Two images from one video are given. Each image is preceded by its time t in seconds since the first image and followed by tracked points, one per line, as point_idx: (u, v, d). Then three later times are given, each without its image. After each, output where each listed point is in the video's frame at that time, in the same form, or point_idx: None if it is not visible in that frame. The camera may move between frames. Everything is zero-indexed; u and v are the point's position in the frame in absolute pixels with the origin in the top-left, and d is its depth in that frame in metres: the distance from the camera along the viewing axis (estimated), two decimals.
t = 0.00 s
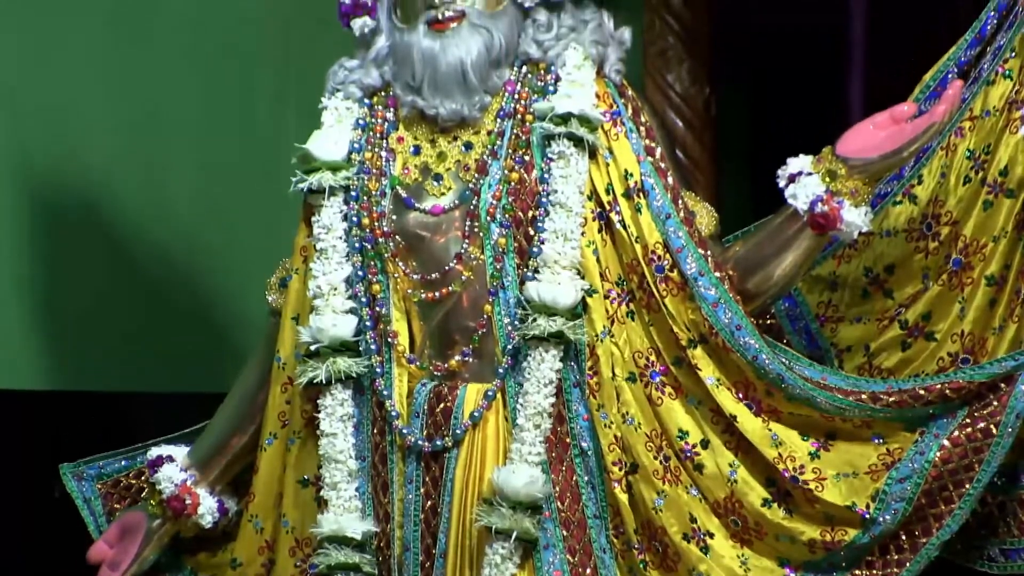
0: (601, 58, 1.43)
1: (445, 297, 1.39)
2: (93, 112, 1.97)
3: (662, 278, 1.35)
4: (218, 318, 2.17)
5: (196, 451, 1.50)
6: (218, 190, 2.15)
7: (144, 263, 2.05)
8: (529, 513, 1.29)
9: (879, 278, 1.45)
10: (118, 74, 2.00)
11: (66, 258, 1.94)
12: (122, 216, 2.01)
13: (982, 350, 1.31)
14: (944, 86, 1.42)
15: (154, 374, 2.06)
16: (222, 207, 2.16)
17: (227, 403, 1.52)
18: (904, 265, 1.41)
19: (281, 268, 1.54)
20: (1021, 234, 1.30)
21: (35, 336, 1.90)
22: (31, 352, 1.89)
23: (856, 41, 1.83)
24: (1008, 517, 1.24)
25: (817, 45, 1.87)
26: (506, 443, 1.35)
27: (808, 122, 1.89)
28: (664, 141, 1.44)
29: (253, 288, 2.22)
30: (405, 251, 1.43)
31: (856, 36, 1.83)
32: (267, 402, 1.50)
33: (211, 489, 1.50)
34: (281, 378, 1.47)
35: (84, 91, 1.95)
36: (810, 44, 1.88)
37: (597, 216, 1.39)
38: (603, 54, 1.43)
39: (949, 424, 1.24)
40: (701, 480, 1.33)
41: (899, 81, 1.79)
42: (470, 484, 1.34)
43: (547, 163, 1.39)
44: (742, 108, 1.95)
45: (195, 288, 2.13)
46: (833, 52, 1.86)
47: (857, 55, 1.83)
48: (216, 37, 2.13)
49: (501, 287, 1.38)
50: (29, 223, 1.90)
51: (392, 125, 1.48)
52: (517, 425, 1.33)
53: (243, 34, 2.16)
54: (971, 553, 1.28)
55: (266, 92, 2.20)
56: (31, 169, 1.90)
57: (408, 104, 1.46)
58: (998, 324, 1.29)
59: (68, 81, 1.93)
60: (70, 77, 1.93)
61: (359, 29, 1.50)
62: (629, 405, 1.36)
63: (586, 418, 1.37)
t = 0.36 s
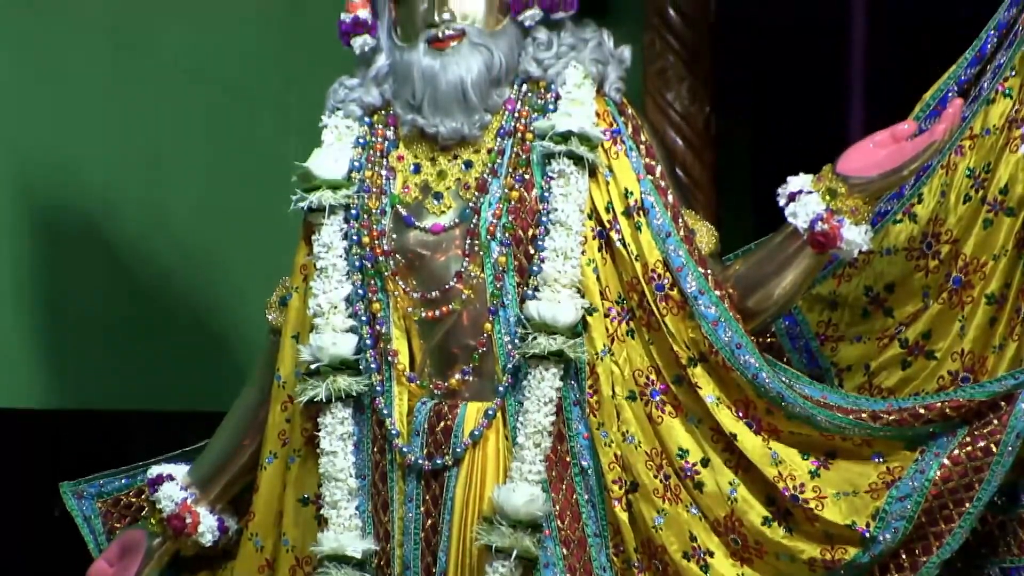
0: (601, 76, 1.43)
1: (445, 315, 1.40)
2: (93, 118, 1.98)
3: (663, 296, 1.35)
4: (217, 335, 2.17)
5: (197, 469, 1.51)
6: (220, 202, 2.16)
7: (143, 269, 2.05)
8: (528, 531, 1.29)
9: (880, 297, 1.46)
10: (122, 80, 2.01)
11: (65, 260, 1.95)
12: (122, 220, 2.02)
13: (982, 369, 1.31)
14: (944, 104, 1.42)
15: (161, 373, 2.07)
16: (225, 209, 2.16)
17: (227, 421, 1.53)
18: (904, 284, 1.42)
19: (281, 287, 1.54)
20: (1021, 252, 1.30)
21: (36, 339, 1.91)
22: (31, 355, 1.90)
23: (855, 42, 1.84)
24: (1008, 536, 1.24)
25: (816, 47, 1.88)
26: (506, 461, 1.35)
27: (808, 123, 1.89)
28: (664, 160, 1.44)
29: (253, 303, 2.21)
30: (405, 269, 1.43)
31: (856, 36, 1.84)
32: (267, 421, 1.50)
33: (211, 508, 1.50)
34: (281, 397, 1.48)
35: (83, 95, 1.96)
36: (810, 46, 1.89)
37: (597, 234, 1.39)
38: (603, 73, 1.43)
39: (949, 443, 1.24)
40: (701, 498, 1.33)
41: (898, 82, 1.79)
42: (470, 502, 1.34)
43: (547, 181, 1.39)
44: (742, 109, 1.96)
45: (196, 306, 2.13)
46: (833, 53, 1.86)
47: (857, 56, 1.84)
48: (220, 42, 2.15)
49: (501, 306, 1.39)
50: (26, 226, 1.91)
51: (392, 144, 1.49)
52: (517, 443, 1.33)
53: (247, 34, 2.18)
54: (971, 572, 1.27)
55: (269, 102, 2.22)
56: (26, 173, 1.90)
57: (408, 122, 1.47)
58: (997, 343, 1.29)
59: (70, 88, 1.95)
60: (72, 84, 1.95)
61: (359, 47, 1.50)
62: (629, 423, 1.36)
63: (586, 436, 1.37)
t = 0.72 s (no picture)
0: (601, 95, 1.45)
1: (445, 334, 1.40)
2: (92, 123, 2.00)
3: (662, 315, 1.35)
4: (216, 355, 2.15)
5: (196, 488, 1.51)
6: (217, 206, 2.14)
7: (142, 272, 2.06)
8: (528, 550, 1.30)
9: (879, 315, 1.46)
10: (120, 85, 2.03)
11: (64, 262, 1.97)
12: (121, 222, 2.03)
13: (981, 389, 1.31)
14: (944, 123, 1.43)
15: (162, 375, 2.08)
16: (225, 208, 2.15)
17: (228, 439, 1.53)
18: (903, 303, 1.42)
19: (281, 306, 1.55)
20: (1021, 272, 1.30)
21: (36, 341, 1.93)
22: (30, 356, 1.92)
23: (855, 41, 1.86)
24: (1008, 555, 1.24)
25: (816, 47, 1.91)
26: (506, 480, 1.35)
27: (808, 123, 1.91)
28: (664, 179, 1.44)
29: (253, 321, 2.20)
30: (405, 288, 1.43)
31: (855, 36, 1.86)
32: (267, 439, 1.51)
33: (210, 527, 1.50)
34: (281, 416, 1.48)
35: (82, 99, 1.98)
36: (810, 46, 1.91)
37: (597, 253, 1.39)
38: (603, 92, 1.45)
39: (949, 462, 1.24)
40: (701, 517, 1.33)
41: (898, 82, 1.80)
42: (470, 520, 1.34)
43: (547, 201, 1.40)
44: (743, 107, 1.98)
45: (195, 324, 2.13)
46: (833, 53, 1.89)
47: (857, 56, 1.86)
48: (222, 47, 2.14)
49: (501, 325, 1.39)
50: (25, 227, 1.93)
51: (392, 163, 1.49)
52: (517, 462, 1.33)
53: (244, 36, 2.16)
54: None
55: (268, 105, 2.20)
56: (25, 181, 1.92)
57: (408, 142, 1.47)
58: (996, 362, 1.30)
59: (69, 98, 1.97)
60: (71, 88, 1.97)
61: (359, 66, 1.51)
62: (629, 442, 1.36)
63: (586, 455, 1.37)
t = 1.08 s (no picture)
0: (601, 112, 1.45)
1: (445, 351, 1.41)
2: (96, 123, 2.00)
3: (662, 332, 1.36)
4: (217, 372, 2.16)
5: (196, 505, 1.52)
6: (217, 218, 2.15)
7: (144, 286, 2.06)
8: (528, 567, 1.30)
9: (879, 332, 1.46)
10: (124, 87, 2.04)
11: (65, 268, 1.97)
12: (123, 224, 2.04)
13: (981, 406, 1.31)
14: (944, 141, 1.43)
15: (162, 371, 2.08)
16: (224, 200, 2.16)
17: (228, 456, 1.53)
18: (903, 319, 1.42)
19: (281, 323, 1.55)
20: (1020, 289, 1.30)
21: (35, 339, 1.93)
22: (30, 377, 1.91)
23: (855, 40, 1.87)
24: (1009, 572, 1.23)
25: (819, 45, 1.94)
26: (505, 497, 1.35)
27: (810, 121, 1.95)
28: (664, 197, 1.45)
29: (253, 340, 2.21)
30: (404, 305, 1.43)
31: (856, 32, 1.87)
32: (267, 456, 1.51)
33: (210, 544, 1.51)
34: (281, 433, 1.48)
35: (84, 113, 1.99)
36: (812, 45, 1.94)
37: (597, 270, 1.39)
38: (603, 109, 1.45)
39: (949, 479, 1.25)
40: (701, 535, 1.33)
41: (899, 81, 1.81)
42: (470, 536, 1.34)
43: (547, 218, 1.40)
44: (745, 104, 2.03)
45: (196, 342, 2.13)
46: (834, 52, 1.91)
47: (858, 54, 1.87)
48: (227, 58, 2.17)
49: (500, 342, 1.39)
50: (27, 225, 1.93)
51: (392, 180, 1.50)
52: (517, 479, 1.34)
53: (249, 50, 2.19)
54: None
55: (272, 126, 2.22)
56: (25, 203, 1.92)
57: (408, 159, 1.48)
58: (996, 380, 1.30)
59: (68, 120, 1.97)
60: (75, 87, 1.98)
61: (359, 83, 1.51)
62: (628, 460, 1.36)
63: (586, 473, 1.37)
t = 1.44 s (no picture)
0: (601, 127, 1.46)
1: (445, 366, 1.41)
2: (98, 136, 2.01)
3: (662, 347, 1.36)
4: (219, 388, 2.16)
5: (196, 520, 1.52)
6: (217, 219, 2.15)
7: (145, 301, 2.07)
8: None
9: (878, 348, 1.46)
10: (124, 87, 2.05)
11: (65, 282, 1.98)
12: (124, 235, 2.04)
13: (980, 422, 1.32)
14: (943, 157, 1.42)
15: (162, 364, 2.09)
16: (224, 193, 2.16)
17: (229, 469, 1.53)
18: (903, 335, 1.42)
19: (281, 337, 1.55)
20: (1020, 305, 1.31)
21: (35, 339, 1.94)
22: (30, 389, 1.92)
23: (855, 40, 1.87)
24: None
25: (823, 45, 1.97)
26: (505, 512, 1.36)
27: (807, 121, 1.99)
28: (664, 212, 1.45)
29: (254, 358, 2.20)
30: (404, 320, 1.43)
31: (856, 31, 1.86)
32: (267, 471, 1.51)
33: (210, 559, 1.51)
34: (281, 448, 1.48)
35: (85, 128, 2.00)
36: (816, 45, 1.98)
37: (597, 285, 1.40)
38: (603, 124, 1.46)
39: (948, 494, 1.25)
40: (701, 550, 1.33)
41: (898, 81, 1.81)
42: (470, 550, 1.35)
43: (546, 233, 1.40)
44: (745, 104, 2.08)
45: (196, 358, 2.13)
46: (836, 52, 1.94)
47: (857, 55, 1.86)
48: (227, 59, 2.17)
49: (500, 357, 1.40)
50: (27, 238, 1.94)
51: (392, 196, 1.51)
52: (516, 494, 1.34)
53: (249, 50, 2.19)
54: None
55: (272, 126, 2.22)
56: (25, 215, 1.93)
57: (408, 174, 1.49)
58: (995, 396, 1.30)
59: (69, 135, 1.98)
60: (76, 93, 1.99)
61: (359, 99, 1.51)
62: (628, 475, 1.36)
63: (586, 488, 1.37)
